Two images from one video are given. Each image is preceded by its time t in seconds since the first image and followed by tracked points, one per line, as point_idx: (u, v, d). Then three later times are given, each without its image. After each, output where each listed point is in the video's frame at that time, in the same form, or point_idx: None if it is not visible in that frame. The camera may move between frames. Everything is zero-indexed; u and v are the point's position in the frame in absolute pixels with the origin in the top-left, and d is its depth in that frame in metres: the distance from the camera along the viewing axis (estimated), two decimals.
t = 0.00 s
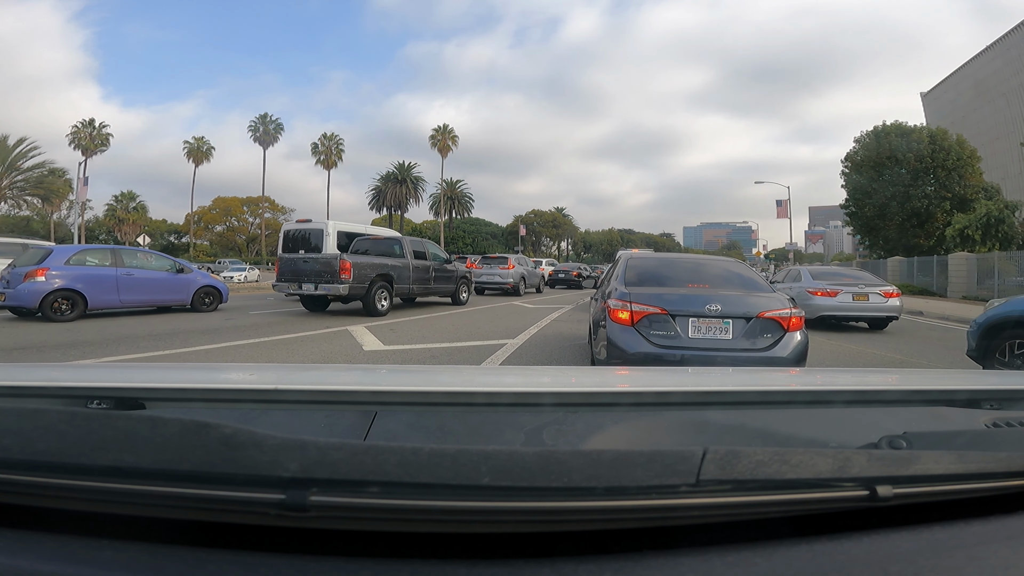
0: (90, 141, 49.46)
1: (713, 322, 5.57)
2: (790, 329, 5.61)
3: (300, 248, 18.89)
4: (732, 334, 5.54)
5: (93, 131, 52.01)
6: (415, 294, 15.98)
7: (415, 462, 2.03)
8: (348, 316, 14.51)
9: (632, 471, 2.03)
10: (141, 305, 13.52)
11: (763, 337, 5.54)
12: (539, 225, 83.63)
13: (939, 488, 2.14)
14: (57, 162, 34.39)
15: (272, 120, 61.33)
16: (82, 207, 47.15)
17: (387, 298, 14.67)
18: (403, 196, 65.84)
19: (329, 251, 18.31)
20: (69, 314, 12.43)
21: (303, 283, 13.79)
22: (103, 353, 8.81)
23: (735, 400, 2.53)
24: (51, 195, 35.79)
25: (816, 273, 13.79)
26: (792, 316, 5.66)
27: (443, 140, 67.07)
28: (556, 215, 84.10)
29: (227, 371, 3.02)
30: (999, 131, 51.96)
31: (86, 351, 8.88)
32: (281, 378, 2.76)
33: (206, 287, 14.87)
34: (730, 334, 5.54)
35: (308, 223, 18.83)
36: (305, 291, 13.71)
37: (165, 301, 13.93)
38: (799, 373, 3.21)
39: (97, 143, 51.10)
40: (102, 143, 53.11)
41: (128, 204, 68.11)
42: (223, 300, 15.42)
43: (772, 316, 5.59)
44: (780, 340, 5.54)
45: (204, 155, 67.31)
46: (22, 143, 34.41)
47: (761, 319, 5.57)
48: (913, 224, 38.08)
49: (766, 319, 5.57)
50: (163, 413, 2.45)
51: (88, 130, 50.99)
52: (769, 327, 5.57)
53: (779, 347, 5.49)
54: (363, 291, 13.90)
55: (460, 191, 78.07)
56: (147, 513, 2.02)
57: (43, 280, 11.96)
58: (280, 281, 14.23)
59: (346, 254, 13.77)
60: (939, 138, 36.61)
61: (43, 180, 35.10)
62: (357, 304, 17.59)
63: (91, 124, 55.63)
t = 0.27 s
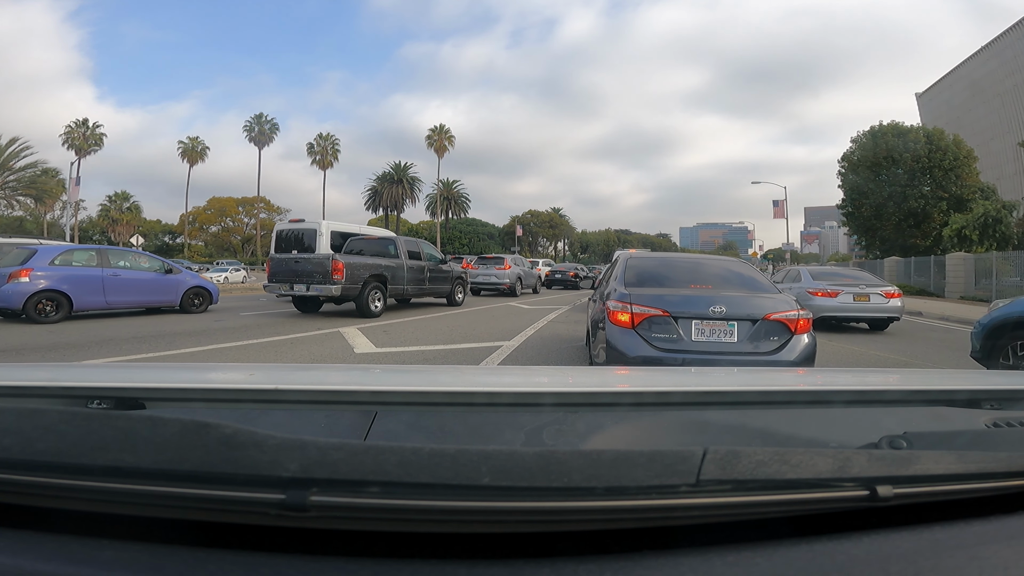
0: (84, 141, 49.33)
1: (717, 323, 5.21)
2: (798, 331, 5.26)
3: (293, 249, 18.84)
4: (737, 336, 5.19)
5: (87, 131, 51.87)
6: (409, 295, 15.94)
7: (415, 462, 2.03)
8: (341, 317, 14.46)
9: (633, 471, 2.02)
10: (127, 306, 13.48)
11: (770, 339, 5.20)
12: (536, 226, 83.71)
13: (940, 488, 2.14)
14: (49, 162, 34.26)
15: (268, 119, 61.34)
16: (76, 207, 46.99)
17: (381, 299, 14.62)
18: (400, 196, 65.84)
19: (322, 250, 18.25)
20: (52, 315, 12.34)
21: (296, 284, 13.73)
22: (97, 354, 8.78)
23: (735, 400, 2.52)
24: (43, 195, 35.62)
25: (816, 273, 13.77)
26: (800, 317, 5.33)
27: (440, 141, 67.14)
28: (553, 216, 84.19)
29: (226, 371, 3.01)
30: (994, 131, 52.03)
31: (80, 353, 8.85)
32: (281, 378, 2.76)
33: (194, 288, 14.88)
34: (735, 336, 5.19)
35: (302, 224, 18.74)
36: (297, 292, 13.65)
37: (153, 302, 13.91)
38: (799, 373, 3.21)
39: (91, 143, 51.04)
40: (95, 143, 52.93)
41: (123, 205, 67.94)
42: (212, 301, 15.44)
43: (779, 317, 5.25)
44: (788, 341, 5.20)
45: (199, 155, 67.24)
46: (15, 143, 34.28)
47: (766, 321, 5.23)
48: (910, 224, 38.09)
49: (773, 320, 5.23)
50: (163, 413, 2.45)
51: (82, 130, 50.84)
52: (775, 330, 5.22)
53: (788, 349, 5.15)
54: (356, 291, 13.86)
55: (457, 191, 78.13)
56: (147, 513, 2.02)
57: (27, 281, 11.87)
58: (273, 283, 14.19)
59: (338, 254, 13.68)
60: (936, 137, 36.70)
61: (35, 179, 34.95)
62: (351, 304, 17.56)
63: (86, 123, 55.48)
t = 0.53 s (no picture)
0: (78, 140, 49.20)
1: (720, 327, 5.19)
2: (805, 334, 5.24)
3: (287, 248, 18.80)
4: (742, 340, 5.17)
5: (82, 130, 51.74)
6: (405, 295, 15.94)
7: (415, 462, 2.02)
8: (335, 318, 14.41)
9: (632, 471, 2.03)
10: (115, 307, 13.47)
11: (777, 343, 5.17)
12: (533, 226, 83.76)
13: (940, 488, 2.14)
14: (41, 161, 34.11)
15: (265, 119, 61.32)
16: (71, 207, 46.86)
17: (374, 300, 14.56)
18: (397, 196, 65.83)
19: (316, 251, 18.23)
20: (39, 316, 12.29)
21: (288, 284, 13.70)
22: (91, 356, 8.76)
23: (735, 400, 2.52)
24: (36, 195, 35.45)
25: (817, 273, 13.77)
26: (807, 320, 5.31)
27: (437, 141, 67.17)
28: (550, 217, 84.23)
29: (226, 371, 3.01)
30: (989, 131, 52.10)
31: (73, 355, 8.83)
32: (281, 378, 2.76)
33: (184, 289, 14.89)
34: (740, 340, 5.17)
35: (296, 224, 18.71)
36: (288, 292, 13.60)
37: (141, 303, 13.91)
38: (798, 373, 3.20)
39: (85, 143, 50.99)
40: (90, 143, 52.78)
41: (119, 205, 67.79)
42: (201, 302, 15.46)
43: (785, 319, 5.24)
44: (794, 344, 5.18)
45: (195, 155, 67.15)
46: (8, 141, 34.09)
47: (773, 322, 5.20)
48: (907, 225, 38.09)
49: (780, 323, 5.22)
50: (163, 413, 2.44)
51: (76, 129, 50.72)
52: (782, 333, 5.20)
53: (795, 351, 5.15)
54: (350, 292, 13.84)
55: (454, 191, 78.14)
56: (147, 513, 2.01)
57: (13, 282, 11.78)
58: (265, 283, 14.14)
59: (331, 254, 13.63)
60: (933, 138, 36.76)
61: (28, 179, 34.82)
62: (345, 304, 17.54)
63: (81, 123, 55.33)
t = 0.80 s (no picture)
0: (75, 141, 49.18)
1: (724, 328, 5.18)
2: (811, 336, 5.23)
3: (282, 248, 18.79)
4: (747, 342, 5.15)
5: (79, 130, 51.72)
6: (402, 295, 15.94)
7: (415, 462, 2.02)
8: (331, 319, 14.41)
9: (632, 471, 2.02)
10: (107, 307, 13.47)
11: (783, 345, 5.16)
12: (532, 226, 83.80)
13: (940, 488, 2.14)
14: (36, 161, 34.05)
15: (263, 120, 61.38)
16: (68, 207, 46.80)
17: (371, 301, 14.54)
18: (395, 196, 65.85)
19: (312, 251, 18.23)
20: (29, 317, 12.30)
21: (282, 284, 13.72)
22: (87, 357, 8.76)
23: (735, 400, 2.52)
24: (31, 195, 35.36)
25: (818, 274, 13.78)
26: (813, 322, 5.29)
27: (435, 141, 67.24)
28: (548, 217, 84.27)
29: (226, 371, 3.01)
30: (986, 131, 52.20)
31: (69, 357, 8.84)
32: (281, 378, 2.76)
33: (178, 289, 14.88)
34: (744, 342, 5.15)
35: (292, 224, 18.70)
36: (283, 292, 13.59)
37: (134, 304, 13.90)
38: (797, 373, 3.21)
39: (81, 143, 50.98)
40: (87, 143, 52.75)
41: (117, 205, 67.78)
42: (196, 303, 15.44)
43: (791, 321, 5.22)
44: (800, 347, 5.18)
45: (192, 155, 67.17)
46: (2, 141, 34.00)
47: (779, 324, 5.19)
48: (905, 225, 38.12)
49: (786, 325, 5.21)
50: (163, 413, 2.44)
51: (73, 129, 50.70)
52: (788, 335, 5.18)
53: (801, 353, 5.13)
54: (345, 292, 13.84)
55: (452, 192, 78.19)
56: (148, 514, 2.01)
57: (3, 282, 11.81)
58: (259, 283, 14.14)
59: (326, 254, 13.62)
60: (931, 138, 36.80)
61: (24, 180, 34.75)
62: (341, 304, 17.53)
63: (78, 124, 55.27)
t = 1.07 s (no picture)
0: (72, 141, 49.20)
1: (727, 329, 5.18)
2: (816, 337, 5.23)
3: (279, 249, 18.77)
4: (750, 344, 5.15)
5: (75, 130, 51.66)
6: (400, 296, 15.94)
7: (415, 462, 2.02)
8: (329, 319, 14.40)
9: (632, 471, 2.02)
10: (102, 308, 13.46)
11: (788, 346, 5.16)
12: (530, 227, 83.87)
13: (940, 488, 2.14)
14: (32, 161, 34.04)
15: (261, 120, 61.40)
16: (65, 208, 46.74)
17: (368, 301, 14.53)
18: (394, 196, 65.83)
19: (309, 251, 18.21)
20: (23, 317, 12.30)
21: (278, 284, 13.71)
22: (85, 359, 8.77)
23: (736, 400, 2.52)
24: (28, 195, 35.32)
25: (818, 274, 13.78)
26: (819, 323, 5.29)
27: (434, 142, 67.27)
28: (547, 217, 84.31)
29: (226, 371, 3.01)
30: (984, 132, 52.26)
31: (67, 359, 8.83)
32: (281, 378, 2.75)
33: (173, 290, 14.87)
34: (748, 345, 5.15)
35: (290, 224, 18.69)
36: (279, 293, 13.57)
37: (129, 304, 13.89)
38: (797, 373, 3.20)
39: (78, 143, 50.96)
40: (83, 143, 52.65)
41: (113, 205, 67.69)
42: (192, 304, 15.43)
43: (797, 323, 5.22)
44: (805, 348, 5.17)
45: (190, 156, 67.20)
46: None
47: (783, 326, 5.19)
48: (904, 225, 38.15)
49: (791, 326, 5.21)
50: (163, 413, 2.44)
51: (69, 129, 50.68)
52: (793, 336, 5.18)
53: (806, 354, 5.13)
54: (343, 292, 13.84)
55: (451, 192, 78.17)
56: (148, 513, 2.01)
57: None
58: (255, 284, 14.12)
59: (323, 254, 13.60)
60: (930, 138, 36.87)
61: (20, 180, 34.73)
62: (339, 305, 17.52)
63: (75, 124, 55.15)
